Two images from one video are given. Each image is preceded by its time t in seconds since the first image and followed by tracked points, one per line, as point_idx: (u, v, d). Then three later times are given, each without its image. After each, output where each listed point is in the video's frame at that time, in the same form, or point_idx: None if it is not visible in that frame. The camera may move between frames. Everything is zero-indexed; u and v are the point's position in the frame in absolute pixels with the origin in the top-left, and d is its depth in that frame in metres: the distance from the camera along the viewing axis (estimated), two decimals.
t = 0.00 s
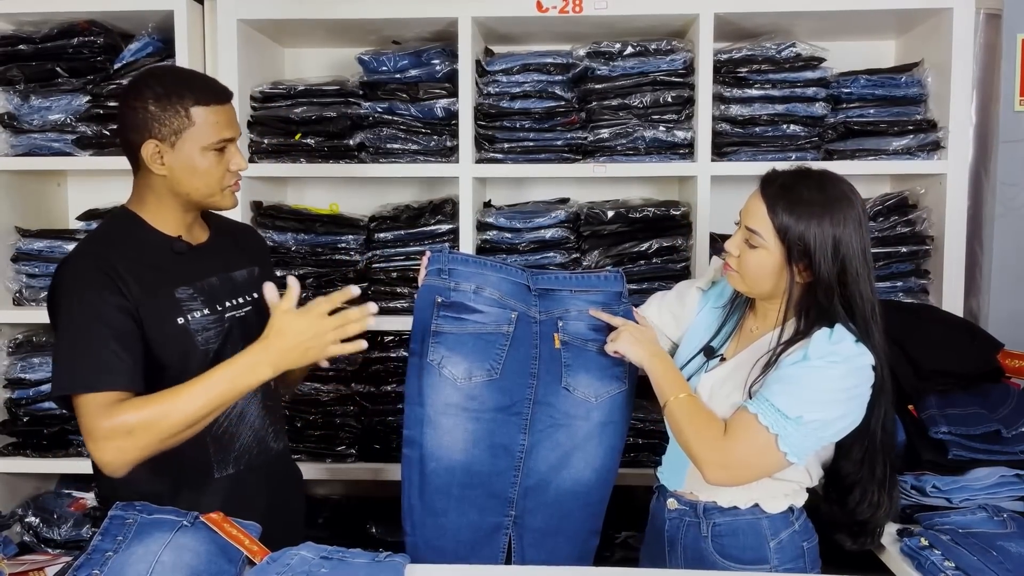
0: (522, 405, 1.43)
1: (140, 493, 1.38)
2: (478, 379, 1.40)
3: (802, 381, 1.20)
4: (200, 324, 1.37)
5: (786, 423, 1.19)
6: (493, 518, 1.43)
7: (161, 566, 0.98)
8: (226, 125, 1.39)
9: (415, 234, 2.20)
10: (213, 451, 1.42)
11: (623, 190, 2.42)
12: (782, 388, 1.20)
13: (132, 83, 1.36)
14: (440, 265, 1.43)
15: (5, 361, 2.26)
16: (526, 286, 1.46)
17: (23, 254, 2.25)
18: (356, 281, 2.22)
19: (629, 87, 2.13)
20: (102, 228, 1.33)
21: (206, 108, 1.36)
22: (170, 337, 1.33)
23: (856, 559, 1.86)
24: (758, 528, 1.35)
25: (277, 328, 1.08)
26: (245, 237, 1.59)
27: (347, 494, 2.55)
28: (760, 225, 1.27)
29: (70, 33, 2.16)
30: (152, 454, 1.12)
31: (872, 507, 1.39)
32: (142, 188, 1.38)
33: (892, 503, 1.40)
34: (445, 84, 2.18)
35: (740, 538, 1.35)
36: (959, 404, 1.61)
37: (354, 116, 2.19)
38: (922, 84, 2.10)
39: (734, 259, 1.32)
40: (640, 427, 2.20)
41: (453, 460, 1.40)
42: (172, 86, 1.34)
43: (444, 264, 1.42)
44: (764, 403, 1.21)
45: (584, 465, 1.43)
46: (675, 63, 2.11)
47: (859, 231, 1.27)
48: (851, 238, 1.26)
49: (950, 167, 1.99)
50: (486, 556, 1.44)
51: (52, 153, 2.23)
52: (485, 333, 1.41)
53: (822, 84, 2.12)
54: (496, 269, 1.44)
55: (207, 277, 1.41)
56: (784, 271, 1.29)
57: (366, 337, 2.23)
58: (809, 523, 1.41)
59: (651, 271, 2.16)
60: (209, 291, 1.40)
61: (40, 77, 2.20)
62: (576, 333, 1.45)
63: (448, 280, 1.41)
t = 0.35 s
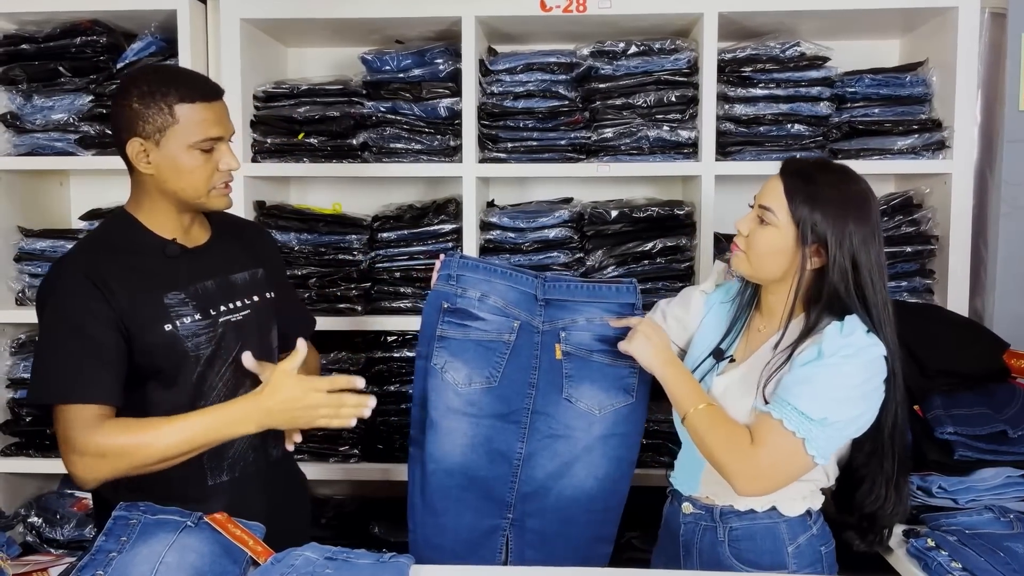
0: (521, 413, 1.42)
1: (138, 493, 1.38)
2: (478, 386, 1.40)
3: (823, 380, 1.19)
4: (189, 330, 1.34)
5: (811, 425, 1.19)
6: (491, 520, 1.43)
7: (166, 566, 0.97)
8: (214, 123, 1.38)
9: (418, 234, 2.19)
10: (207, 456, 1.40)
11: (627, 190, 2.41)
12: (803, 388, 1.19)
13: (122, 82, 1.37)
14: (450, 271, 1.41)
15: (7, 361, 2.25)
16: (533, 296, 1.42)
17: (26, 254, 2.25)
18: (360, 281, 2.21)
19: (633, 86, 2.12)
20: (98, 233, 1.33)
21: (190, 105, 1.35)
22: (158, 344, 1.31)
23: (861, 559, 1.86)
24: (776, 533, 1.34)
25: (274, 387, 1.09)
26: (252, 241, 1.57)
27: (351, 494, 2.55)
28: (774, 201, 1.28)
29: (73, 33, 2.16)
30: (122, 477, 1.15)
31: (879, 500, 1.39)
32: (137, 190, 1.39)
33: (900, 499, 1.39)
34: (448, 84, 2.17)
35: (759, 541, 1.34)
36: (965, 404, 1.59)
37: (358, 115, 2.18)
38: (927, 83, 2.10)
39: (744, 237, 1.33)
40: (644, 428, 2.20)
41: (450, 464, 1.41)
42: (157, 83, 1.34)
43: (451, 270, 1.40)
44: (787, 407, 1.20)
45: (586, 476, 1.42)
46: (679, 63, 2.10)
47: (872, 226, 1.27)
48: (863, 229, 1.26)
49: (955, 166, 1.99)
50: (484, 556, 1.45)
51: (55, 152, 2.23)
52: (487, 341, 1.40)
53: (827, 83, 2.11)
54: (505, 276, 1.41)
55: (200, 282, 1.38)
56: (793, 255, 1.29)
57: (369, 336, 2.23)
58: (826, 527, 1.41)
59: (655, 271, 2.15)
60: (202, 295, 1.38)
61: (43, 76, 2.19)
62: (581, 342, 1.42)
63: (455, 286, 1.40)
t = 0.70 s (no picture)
0: (546, 430, 1.36)
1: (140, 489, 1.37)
2: (512, 398, 1.38)
3: (857, 381, 1.20)
4: (201, 328, 1.36)
5: (858, 429, 1.19)
6: (523, 531, 1.39)
7: (168, 566, 0.97)
8: (180, 112, 1.35)
9: (420, 234, 2.19)
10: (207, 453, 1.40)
11: (630, 190, 2.40)
12: (837, 392, 1.20)
13: (89, 87, 1.36)
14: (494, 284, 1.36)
15: (9, 360, 2.25)
16: (565, 314, 1.35)
17: (28, 254, 2.25)
18: (362, 280, 2.21)
19: (636, 85, 2.12)
20: (95, 233, 1.32)
21: (152, 97, 1.33)
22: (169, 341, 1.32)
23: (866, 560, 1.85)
24: (803, 539, 1.34)
25: (378, 312, 1.13)
26: (246, 239, 1.57)
27: (353, 494, 2.54)
28: (771, 191, 1.34)
29: (75, 32, 2.16)
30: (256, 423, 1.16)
31: (911, 480, 1.42)
32: (122, 193, 1.40)
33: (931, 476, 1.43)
34: (451, 83, 2.17)
35: (785, 547, 1.34)
36: (969, 404, 1.60)
37: (360, 115, 2.17)
38: (931, 82, 2.09)
39: (744, 230, 1.38)
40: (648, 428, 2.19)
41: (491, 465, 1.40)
42: (118, 81, 1.33)
43: (497, 282, 1.36)
44: (830, 415, 1.20)
45: (605, 504, 1.34)
46: (682, 62, 2.10)
47: (869, 213, 1.32)
48: (861, 215, 1.30)
49: (960, 166, 1.98)
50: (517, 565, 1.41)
51: (57, 152, 2.22)
52: (519, 355, 1.37)
53: (830, 83, 2.10)
54: (541, 293, 1.35)
55: (204, 280, 1.39)
56: (794, 243, 1.33)
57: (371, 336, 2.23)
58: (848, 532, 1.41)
59: (658, 271, 2.15)
60: (209, 292, 1.39)
61: (45, 76, 2.19)
62: (608, 365, 1.34)
63: (499, 299, 1.36)
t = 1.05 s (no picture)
0: (585, 459, 1.34)
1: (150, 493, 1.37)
2: (550, 427, 1.37)
3: (864, 387, 1.23)
4: (203, 332, 1.33)
5: (872, 433, 1.23)
6: (570, 559, 1.38)
7: (168, 567, 0.97)
8: (212, 107, 1.41)
9: (421, 234, 2.18)
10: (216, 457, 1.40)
11: (630, 190, 2.40)
12: (846, 402, 1.23)
13: (118, 79, 1.39)
14: (526, 313, 1.37)
15: (10, 361, 2.25)
16: (595, 341, 1.33)
17: (29, 254, 2.25)
18: (362, 280, 2.22)
19: (636, 85, 2.11)
20: (105, 231, 1.31)
21: (188, 89, 1.38)
22: (171, 347, 1.29)
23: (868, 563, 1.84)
24: (794, 535, 1.37)
25: (295, 415, 1.11)
26: (251, 242, 1.56)
27: (353, 495, 2.54)
28: (748, 198, 1.36)
29: (76, 32, 2.16)
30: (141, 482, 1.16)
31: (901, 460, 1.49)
32: (141, 185, 1.39)
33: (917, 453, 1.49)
34: (451, 83, 2.17)
35: (777, 545, 1.36)
36: (970, 405, 1.59)
37: (360, 115, 2.17)
38: (932, 82, 2.09)
39: (724, 237, 1.39)
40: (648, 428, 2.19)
41: (540, 497, 1.39)
42: (151, 74, 1.37)
43: (530, 311, 1.37)
44: (845, 426, 1.23)
45: (649, 531, 1.31)
46: (682, 62, 2.10)
47: (843, 211, 1.35)
48: (836, 212, 1.34)
49: (960, 166, 1.98)
50: None
51: (58, 152, 2.23)
52: (554, 384, 1.36)
53: (831, 83, 2.10)
54: (572, 320, 1.35)
55: (211, 282, 1.37)
56: (776, 245, 1.35)
57: (371, 336, 2.23)
58: (838, 528, 1.43)
59: (658, 272, 2.15)
60: (214, 296, 1.36)
61: (46, 76, 2.19)
62: (640, 389, 1.31)
63: (531, 328, 1.37)
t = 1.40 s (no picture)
0: (579, 456, 1.35)
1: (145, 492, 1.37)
2: (545, 424, 1.39)
3: (841, 377, 1.29)
4: (201, 330, 1.33)
5: (847, 417, 1.29)
6: (562, 554, 1.39)
7: (169, 566, 0.98)
8: (236, 121, 1.42)
9: (421, 233, 2.19)
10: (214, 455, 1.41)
11: (631, 190, 2.41)
12: (823, 390, 1.28)
13: (147, 75, 1.38)
14: (524, 311, 1.41)
15: (12, 360, 2.26)
16: (592, 342, 1.35)
17: (31, 254, 2.25)
18: (364, 280, 2.22)
19: (637, 85, 2.12)
20: (106, 230, 1.32)
21: (215, 100, 1.39)
22: (169, 344, 1.30)
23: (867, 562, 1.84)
24: (769, 517, 1.40)
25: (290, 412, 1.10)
26: (256, 244, 1.57)
27: (355, 494, 2.55)
28: (721, 181, 1.46)
29: (77, 33, 2.16)
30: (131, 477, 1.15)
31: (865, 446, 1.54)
32: (150, 182, 1.38)
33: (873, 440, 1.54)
34: (452, 83, 2.17)
35: (754, 528, 1.39)
36: (970, 404, 1.60)
37: (361, 115, 2.17)
38: (932, 82, 2.09)
39: (695, 218, 1.47)
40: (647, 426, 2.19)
41: (534, 492, 1.40)
42: (183, 79, 1.37)
43: (528, 310, 1.40)
44: (824, 413, 1.29)
45: (642, 530, 1.31)
46: (683, 62, 2.10)
47: (808, 203, 1.46)
48: (803, 204, 1.44)
49: (960, 166, 1.98)
50: None
51: (59, 152, 2.23)
52: (550, 383, 1.38)
53: (831, 82, 2.10)
54: (570, 320, 1.37)
55: (211, 281, 1.38)
56: (744, 230, 1.44)
57: (372, 336, 2.23)
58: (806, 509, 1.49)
59: (659, 271, 2.15)
60: (214, 295, 1.37)
61: (47, 76, 2.20)
62: (637, 391, 1.31)
63: (529, 326, 1.40)
